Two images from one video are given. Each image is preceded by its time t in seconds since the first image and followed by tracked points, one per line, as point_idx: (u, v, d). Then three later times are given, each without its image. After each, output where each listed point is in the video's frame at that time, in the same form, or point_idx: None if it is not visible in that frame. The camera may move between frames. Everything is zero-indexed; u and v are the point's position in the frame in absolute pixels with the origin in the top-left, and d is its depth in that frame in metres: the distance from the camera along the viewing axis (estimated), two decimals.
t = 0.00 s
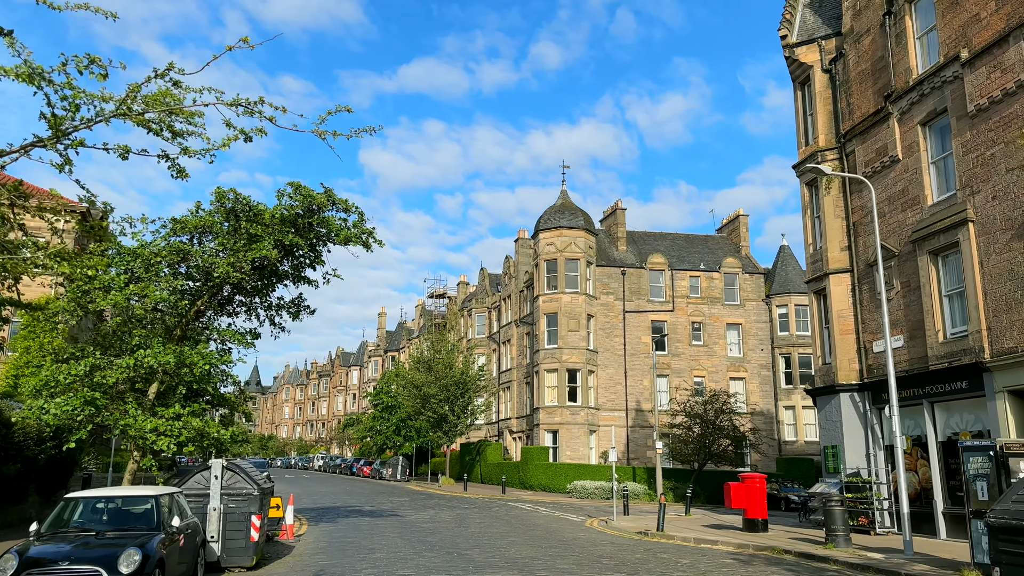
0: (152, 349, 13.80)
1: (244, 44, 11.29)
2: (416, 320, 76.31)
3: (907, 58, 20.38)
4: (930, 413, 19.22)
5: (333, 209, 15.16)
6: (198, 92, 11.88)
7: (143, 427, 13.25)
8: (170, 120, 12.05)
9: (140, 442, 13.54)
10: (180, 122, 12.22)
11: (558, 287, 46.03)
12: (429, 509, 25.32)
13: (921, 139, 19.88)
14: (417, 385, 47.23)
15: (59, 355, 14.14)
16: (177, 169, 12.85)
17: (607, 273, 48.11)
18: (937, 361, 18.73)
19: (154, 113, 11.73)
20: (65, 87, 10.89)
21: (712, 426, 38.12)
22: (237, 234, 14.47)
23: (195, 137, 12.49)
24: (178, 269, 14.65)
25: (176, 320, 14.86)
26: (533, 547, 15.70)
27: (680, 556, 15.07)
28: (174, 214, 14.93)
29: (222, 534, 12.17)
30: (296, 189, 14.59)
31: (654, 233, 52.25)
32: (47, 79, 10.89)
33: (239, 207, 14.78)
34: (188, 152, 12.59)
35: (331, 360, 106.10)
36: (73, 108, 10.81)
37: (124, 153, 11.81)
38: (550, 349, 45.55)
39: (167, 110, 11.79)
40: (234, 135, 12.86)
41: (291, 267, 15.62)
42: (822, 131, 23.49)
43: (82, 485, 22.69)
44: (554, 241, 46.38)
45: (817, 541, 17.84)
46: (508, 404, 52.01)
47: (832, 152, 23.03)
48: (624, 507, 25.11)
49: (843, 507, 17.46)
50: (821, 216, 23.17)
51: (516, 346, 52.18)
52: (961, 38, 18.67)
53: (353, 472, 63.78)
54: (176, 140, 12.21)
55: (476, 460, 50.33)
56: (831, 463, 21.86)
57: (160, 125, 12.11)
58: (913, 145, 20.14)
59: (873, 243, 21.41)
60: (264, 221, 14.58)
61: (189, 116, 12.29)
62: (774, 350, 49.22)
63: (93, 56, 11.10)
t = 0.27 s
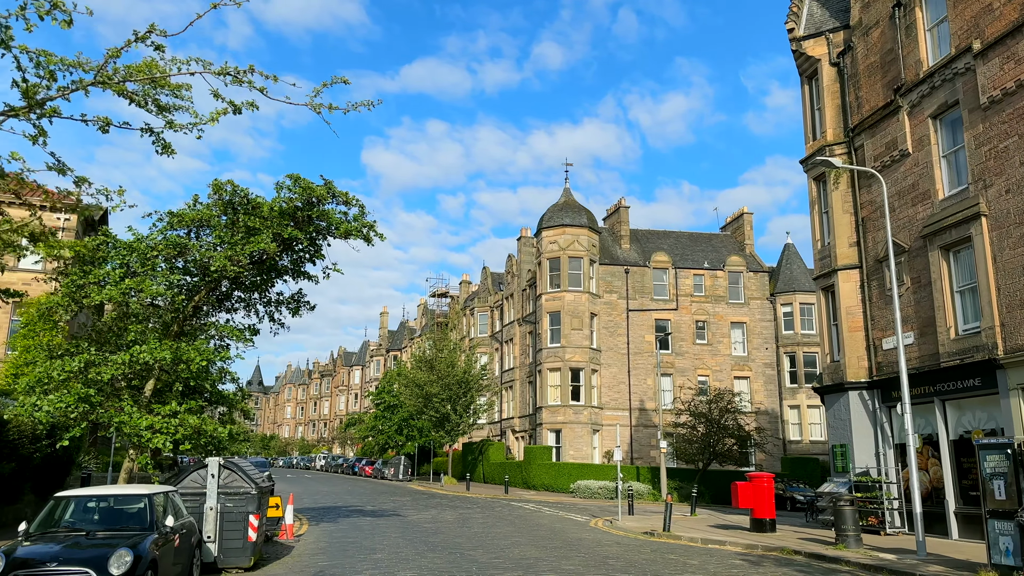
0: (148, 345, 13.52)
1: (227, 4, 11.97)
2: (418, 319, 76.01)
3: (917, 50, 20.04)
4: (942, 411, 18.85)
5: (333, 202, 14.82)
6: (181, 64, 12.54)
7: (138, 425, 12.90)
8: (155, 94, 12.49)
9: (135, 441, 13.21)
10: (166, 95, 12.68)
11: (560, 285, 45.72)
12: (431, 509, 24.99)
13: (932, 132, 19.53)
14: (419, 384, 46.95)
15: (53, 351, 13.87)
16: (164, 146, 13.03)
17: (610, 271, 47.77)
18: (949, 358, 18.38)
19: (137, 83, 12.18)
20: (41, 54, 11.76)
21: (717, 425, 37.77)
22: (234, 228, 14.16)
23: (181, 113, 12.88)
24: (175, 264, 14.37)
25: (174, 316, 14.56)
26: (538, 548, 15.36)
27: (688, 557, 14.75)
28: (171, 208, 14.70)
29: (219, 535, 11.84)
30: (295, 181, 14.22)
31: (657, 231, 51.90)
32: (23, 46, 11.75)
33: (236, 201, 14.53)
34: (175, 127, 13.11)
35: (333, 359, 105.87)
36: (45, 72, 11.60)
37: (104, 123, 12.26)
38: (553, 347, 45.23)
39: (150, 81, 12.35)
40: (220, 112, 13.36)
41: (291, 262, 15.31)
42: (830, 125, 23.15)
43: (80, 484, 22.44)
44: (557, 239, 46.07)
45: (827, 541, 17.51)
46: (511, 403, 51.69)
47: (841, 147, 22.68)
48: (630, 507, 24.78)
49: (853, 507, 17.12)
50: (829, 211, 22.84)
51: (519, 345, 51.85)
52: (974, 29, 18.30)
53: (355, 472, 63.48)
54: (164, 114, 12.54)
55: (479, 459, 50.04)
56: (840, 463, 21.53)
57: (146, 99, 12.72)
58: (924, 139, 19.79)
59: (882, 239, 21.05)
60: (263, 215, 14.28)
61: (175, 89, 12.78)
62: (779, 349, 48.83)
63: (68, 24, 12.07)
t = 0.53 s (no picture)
0: (143, 342, 13.16)
1: None
2: (419, 319, 75.67)
3: (928, 43, 19.67)
4: (953, 411, 18.49)
5: (332, 196, 14.42)
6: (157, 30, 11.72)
7: (131, 425, 12.52)
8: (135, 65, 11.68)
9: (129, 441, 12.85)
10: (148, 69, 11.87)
11: (563, 284, 45.36)
12: (432, 510, 24.63)
13: (943, 127, 19.17)
14: (420, 383, 46.61)
15: (45, 349, 13.51)
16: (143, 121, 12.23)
17: (613, 270, 47.40)
18: (961, 357, 18.01)
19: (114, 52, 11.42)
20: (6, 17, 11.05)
21: (721, 426, 37.37)
22: (232, 222, 13.80)
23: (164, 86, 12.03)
24: (170, 259, 14.01)
25: (169, 313, 14.21)
26: (542, 550, 15.01)
27: (696, 560, 14.40)
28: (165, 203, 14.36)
29: (214, 537, 11.50)
30: (293, 174, 13.82)
31: (660, 230, 51.51)
32: None
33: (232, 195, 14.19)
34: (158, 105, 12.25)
35: (334, 359, 105.54)
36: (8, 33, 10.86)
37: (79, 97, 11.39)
38: (556, 347, 44.87)
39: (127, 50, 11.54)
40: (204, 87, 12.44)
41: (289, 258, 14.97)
42: (838, 121, 22.81)
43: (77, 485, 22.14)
44: (559, 238, 45.72)
45: (837, 543, 17.17)
46: (513, 403, 51.34)
47: (849, 142, 22.34)
48: (634, 508, 24.44)
49: (864, 508, 16.77)
50: (837, 208, 22.50)
51: (521, 345, 51.50)
52: (986, 20, 17.92)
53: (356, 472, 63.14)
54: (144, 84, 11.81)
55: (480, 460, 49.69)
56: (848, 463, 21.19)
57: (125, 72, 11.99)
58: (934, 133, 19.44)
59: (891, 236, 20.71)
60: (260, 209, 13.90)
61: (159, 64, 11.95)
62: (783, 348, 48.44)
63: None
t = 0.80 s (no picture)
0: (135, 339, 12.82)
1: None
2: (420, 319, 75.33)
3: (937, 35, 19.31)
4: (964, 410, 18.12)
5: (330, 189, 14.03)
6: None
7: (123, 423, 12.14)
8: (109, 30, 11.05)
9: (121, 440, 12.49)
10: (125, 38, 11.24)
11: (565, 283, 45.00)
12: (434, 511, 24.28)
13: (953, 120, 18.79)
14: (421, 383, 46.26)
15: (36, 346, 13.16)
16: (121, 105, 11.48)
17: (615, 269, 47.04)
18: (972, 354, 17.65)
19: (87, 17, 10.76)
20: None
21: (725, 425, 36.99)
22: (227, 216, 13.45)
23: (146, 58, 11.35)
24: (165, 255, 13.67)
25: (164, 309, 13.86)
26: (546, 552, 14.66)
27: (704, 562, 14.05)
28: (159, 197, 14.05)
29: (208, 539, 11.17)
30: (289, 166, 13.46)
31: (663, 228, 51.14)
32: None
33: (228, 189, 13.87)
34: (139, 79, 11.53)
35: (335, 360, 105.23)
36: None
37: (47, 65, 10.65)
38: (557, 346, 44.51)
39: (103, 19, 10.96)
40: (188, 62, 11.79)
41: (286, 253, 14.65)
42: (845, 115, 22.46)
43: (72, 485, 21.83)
44: (561, 236, 45.36)
45: (846, 545, 16.82)
46: (514, 402, 51.00)
47: (856, 137, 21.98)
48: (638, 508, 24.12)
49: (874, 509, 16.42)
50: (844, 203, 22.15)
51: (522, 344, 51.16)
52: (998, 11, 17.53)
53: (357, 472, 62.80)
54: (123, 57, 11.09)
55: (482, 460, 49.34)
56: (856, 463, 20.81)
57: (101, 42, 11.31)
58: (944, 127, 19.06)
59: (900, 231, 20.34)
60: (256, 202, 13.54)
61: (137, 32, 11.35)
62: (787, 347, 48.07)
63: None
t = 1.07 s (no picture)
0: (128, 334, 12.46)
1: None
2: (421, 318, 74.98)
3: (948, 26, 18.96)
4: (976, 408, 17.78)
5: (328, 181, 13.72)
6: None
7: (115, 421, 11.75)
8: None
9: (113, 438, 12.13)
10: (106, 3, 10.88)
11: (566, 281, 44.64)
12: (434, 511, 23.91)
13: (964, 113, 18.45)
14: (422, 382, 45.90)
15: (26, 343, 12.81)
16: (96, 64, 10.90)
17: (617, 267, 46.69)
18: (984, 351, 17.31)
19: None
20: None
21: (728, 425, 36.62)
22: (223, 209, 13.13)
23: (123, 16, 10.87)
24: (160, 249, 13.34)
25: (159, 304, 13.53)
26: (550, 554, 14.31)
27: (712, 564, 13.71)
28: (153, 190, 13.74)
29: (203, 540, 10.82)
30: (286, 157, 13.16)
31: (665, 226, 50.78)
32: None
33: (225, 182, 13.57)
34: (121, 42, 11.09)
35: (336, 359, 104.86)
36: None
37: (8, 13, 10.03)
38: (559, 345, 44.15)
39: None
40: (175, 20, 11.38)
41: (284, 247, 14.34)
42: (852, 109, 22.12)
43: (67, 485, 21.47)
44: (563, 235, 45.02)
45: (857, 547, 16.47)
46: (515, 402, 50.65)
47: (864, 131, 21.65)
48: (642, 509, 23.78)
49: (885, 510, 16.08)
50: (852, 199, 21.83)
51: (524, 343, 50.81)
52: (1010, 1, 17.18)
53: (357, 472, 62.46)
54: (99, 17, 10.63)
55: (483, 460, 48.99)
56: (864, 462, 20.49)
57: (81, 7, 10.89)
58: (955, 120, 18.72)
59: (909, 227, 20.01)
60: (252, 194, 13.21)
61: None
62: (790, 347, 47.72)
63: None
